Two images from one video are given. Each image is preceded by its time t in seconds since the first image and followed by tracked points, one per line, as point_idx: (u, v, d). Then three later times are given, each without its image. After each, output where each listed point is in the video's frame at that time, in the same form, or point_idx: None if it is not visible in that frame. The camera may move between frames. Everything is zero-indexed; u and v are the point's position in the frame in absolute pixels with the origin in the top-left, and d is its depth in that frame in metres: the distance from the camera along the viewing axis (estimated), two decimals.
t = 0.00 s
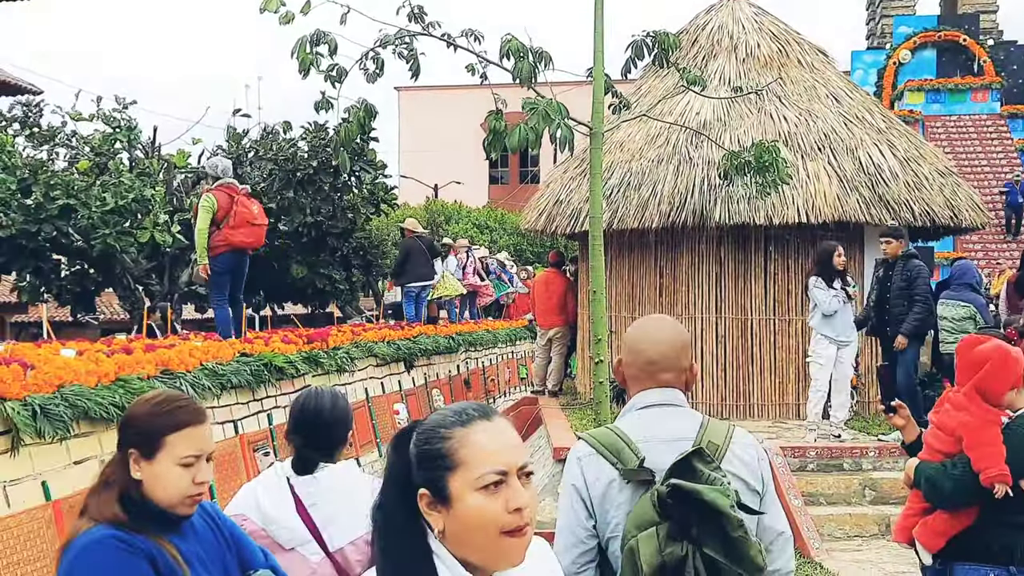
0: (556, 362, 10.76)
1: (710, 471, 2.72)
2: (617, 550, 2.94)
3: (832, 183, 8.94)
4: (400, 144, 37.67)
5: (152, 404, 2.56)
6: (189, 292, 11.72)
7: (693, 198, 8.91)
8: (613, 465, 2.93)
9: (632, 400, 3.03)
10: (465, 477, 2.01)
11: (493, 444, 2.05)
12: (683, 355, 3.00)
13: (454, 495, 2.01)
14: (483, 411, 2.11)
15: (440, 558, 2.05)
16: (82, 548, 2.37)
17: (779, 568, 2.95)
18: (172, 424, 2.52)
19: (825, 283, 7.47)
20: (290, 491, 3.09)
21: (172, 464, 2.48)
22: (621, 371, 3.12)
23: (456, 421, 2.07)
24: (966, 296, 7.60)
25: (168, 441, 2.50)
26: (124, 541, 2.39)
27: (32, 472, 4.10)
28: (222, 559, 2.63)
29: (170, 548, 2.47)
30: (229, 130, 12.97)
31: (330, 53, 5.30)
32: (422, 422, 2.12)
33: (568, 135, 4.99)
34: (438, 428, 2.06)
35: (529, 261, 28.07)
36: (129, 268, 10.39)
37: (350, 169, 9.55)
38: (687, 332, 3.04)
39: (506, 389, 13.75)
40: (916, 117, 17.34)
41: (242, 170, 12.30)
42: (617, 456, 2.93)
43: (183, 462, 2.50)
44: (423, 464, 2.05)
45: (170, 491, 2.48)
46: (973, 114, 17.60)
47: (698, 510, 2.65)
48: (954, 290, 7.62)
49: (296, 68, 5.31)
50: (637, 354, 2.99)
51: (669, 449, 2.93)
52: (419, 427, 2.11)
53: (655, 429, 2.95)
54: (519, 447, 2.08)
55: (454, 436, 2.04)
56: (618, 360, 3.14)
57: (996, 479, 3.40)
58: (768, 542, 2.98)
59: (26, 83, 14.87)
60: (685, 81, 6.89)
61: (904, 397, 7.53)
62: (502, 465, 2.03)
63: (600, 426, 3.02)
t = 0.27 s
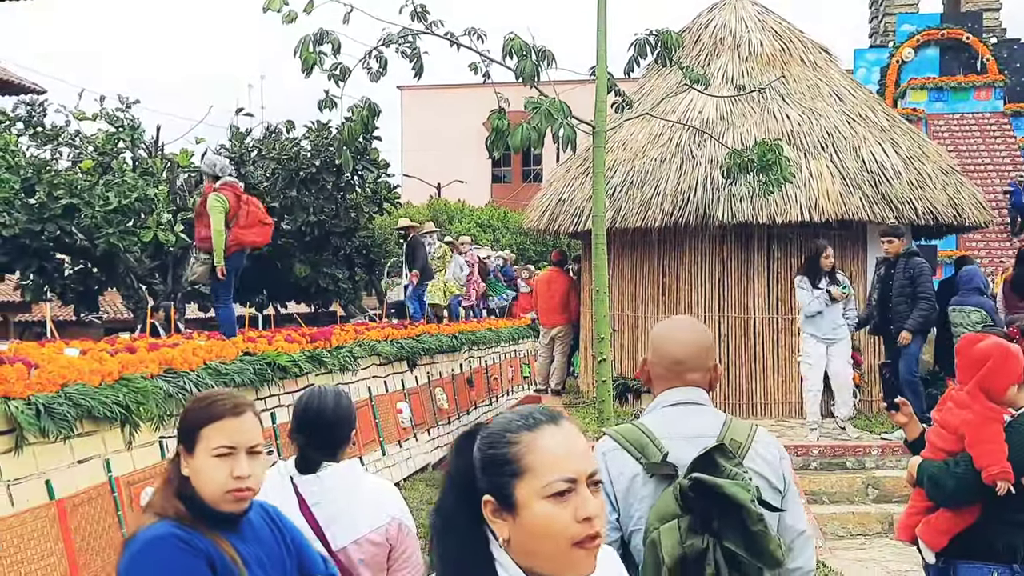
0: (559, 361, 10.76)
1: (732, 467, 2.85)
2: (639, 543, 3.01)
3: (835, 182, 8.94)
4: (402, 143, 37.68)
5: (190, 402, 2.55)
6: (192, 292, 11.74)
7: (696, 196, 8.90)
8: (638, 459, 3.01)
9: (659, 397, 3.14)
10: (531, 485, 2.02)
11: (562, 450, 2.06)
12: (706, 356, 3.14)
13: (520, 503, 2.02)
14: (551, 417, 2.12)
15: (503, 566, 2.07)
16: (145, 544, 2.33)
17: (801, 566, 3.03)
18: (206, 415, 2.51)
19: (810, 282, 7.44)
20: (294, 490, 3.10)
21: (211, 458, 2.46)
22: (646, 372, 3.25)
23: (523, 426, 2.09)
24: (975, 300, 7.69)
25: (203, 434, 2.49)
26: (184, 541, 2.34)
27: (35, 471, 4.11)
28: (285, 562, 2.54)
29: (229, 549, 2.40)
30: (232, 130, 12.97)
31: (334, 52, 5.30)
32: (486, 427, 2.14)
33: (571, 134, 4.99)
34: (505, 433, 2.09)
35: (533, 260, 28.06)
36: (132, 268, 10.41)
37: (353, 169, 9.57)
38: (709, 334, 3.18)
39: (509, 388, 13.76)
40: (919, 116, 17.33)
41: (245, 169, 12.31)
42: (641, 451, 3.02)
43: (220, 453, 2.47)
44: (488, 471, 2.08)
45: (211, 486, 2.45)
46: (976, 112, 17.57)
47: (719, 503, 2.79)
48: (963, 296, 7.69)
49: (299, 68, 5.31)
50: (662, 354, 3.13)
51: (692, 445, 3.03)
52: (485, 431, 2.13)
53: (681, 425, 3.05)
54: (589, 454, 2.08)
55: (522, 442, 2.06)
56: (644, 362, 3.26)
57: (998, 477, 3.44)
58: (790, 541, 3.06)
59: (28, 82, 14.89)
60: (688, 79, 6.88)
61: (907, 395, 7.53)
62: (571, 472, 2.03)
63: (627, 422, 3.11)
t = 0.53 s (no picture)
0: (560, 360, 10.76)
1: (783, 459, 2.97)
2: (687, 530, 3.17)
3: (836, 180, 8.93)
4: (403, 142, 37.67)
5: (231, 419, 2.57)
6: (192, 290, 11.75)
7: (697, 195, 8.90)
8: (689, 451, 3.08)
9: (709, 392, 3.21)
10: (633, 492, 2.07)
11: (664, 457, 2.10)
12: (757, 354, 3.22)
13: (622, 509, 2.08)
14: (653, 424, 2.17)
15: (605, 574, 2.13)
16: (195, 567, 2.35)
17: (841, 560, 3.01)
18: (245, 431, 2.52)
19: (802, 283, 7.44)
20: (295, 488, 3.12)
21: (253, 474, 2.46)
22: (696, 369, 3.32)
23: (625, 433, 2.14)
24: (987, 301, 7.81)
25: (242, 449, 2.50)
26: (235, 561, 2.35)
27: (37, 470, 4.10)
28: None
29: (279, 565, 2.40)
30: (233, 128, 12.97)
31: (335, 51, 5.30)
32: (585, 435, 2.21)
33: (573, 133, 4.99)
34: (607, 439, 2.15)
35: (534, 258, 28.06)
36: (134, 266, 10.42)
37: (354, 168, 9.58)
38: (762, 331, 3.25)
39: (510, 386, 13.77)
40: (920, 114, 17.31)
41: (246, 168, 12.30)
42: (691, 444, 3.09)
43: (261, 468, 2.47)
44: (588, 478, 2.14)
45: (256, 500, 2.45)
46: (977, 110, 17.56)
47: (772, 494, 2.91)
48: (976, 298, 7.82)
49: (301, 66, 5.31)
50: (713, 351, 3.20)
51: (743, 439, 3.09)
52: (587, 438, 2.20)
53: (728, 419, 3.12)
54: (692, 463, 2.12)
55: (624, 448, 2.12)
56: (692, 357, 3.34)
57: (997, 472, 3.46)
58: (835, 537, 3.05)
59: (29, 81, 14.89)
60: (690, 78, 6.87)
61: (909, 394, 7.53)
62: (675, 481, 2.07)
63: (679, 415, 3.18)
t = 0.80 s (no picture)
0: (559, 358, 10.76)
1: (818, 449, 2.95)
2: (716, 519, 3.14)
3: (836, 179, 8.92)
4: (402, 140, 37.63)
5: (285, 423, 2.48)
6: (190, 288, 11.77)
7: (696, 193, 8.89)
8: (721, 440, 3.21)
9: (741, 383, 3.32)
10: (739, 484, 2.13)
11: (772, 452, 2.14)
12: (785, 348, 3.34)
13: (726, 501, 2.13)
14: (764, 417, 2.22)
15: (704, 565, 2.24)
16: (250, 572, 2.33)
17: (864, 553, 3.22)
18: (302, 439, 2.43)
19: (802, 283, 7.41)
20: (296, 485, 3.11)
21: (314, 484, 2.39)
22: (727, 361, 3.45)
23: (732, 423, 2.21)
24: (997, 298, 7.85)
25: (302, 456, 2.41)
26: (293, 568, 2.33)
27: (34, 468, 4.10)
28: None
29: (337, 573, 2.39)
30: (232, 126, 12.94)
31: (334, 49, 5.29)
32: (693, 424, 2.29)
33: (573, 130, 4.99)
34: (713, 430, 2.22)
35: (533, 256, 28.06)
36: (133, 264, 10.42)
37: (353, 165, 9.57)
38: (786, 328, 3.39)
39: (509, 384, 13.77)
40: (919, 112, 17.30)
41: (245, 166, 12.29)
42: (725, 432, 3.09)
43: (322, 477, 2.40)
44: (691, 466, 2.22)
45: (314, 510, 2.39)
46: (976, 109, 17.56)
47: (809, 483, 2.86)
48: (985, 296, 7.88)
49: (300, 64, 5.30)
50: (745, 343, 3.33)
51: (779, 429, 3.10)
52: (694, 428, 2.28)
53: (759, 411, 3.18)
54: (800, 459, 2.15)
55: (731, 438, 2.18)
56: (722, 351, 3.46)
57: (982, 472, 3.45)
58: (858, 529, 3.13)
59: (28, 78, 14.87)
60: (689, 76, 6.85)
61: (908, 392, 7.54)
62: (782, 476, 2.11)
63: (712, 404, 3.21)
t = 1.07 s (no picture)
0: (558, 356, 10.75)
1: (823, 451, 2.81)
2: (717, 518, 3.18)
3: (835, 177, 8.92)
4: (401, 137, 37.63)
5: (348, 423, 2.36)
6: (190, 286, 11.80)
7: (695, 191, 8.89)
8: (722, 438, 3.16)
9: (746, 380, 3.33)
10: (831, 505, 2.00)
11: (867, 470, 2.01)
12: (789, 347, 3.34)
13: (815, 522, 2.02)
14: (859, 432, 2.08)
15: None
16: None
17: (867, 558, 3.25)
18: (372, 444, 2.32)
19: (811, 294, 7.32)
20: (293, 482, 3.09)
21: (380, 492, 2.29)
22: (733, 359, 3.46)
23: (826, 438, 2.08)
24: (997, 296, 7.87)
25: (370, 461, 2.31)
26: None
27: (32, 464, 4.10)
28: None
29: None
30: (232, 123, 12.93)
31: (332, 45, 5.28)
32: (783, 436, 2.17)
33: (571, 128, 4.98)
34: (804, 443, 2.10)
35: (533, 254, 28.10)
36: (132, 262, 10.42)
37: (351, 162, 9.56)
38: (794, 327, 3.39)
39: (508, 382, 13.78)
40: (919, 110, 17.32)
41: (244, 163, 12.28)
42: (726, 431, 3.16)
43: (390, 485, 2.30)
44: (779, 482, 2.11)
45: (374, 519, 2.29)
46: (976, 107, 17.56)
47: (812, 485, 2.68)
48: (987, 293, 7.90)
49: (298, 61, 5.29)
50: (749, 340, 3.34)
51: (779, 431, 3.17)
52: (781, 440, 2.16)
53: (763, 410, 3.21)
54: (897, 480, 2.01)
55: (825, 455, 2.04)
56: (728, 347, 3.47)
57: (964, 472, 3.41)
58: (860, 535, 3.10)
59: (27, 75, 14.86)
60: (687, 74, 6.85)
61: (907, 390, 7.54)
62: (879, 499, 1.97)
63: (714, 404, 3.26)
